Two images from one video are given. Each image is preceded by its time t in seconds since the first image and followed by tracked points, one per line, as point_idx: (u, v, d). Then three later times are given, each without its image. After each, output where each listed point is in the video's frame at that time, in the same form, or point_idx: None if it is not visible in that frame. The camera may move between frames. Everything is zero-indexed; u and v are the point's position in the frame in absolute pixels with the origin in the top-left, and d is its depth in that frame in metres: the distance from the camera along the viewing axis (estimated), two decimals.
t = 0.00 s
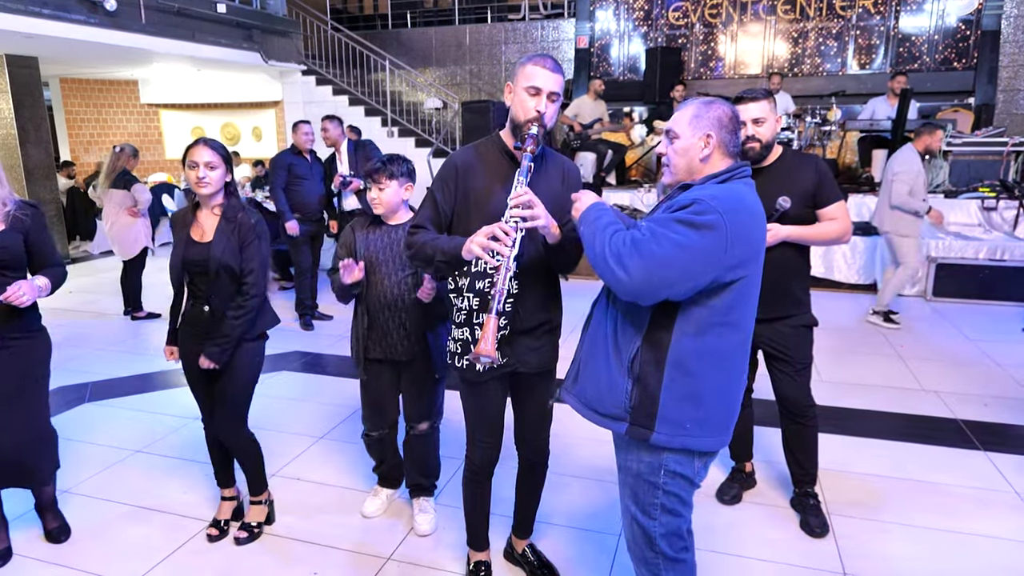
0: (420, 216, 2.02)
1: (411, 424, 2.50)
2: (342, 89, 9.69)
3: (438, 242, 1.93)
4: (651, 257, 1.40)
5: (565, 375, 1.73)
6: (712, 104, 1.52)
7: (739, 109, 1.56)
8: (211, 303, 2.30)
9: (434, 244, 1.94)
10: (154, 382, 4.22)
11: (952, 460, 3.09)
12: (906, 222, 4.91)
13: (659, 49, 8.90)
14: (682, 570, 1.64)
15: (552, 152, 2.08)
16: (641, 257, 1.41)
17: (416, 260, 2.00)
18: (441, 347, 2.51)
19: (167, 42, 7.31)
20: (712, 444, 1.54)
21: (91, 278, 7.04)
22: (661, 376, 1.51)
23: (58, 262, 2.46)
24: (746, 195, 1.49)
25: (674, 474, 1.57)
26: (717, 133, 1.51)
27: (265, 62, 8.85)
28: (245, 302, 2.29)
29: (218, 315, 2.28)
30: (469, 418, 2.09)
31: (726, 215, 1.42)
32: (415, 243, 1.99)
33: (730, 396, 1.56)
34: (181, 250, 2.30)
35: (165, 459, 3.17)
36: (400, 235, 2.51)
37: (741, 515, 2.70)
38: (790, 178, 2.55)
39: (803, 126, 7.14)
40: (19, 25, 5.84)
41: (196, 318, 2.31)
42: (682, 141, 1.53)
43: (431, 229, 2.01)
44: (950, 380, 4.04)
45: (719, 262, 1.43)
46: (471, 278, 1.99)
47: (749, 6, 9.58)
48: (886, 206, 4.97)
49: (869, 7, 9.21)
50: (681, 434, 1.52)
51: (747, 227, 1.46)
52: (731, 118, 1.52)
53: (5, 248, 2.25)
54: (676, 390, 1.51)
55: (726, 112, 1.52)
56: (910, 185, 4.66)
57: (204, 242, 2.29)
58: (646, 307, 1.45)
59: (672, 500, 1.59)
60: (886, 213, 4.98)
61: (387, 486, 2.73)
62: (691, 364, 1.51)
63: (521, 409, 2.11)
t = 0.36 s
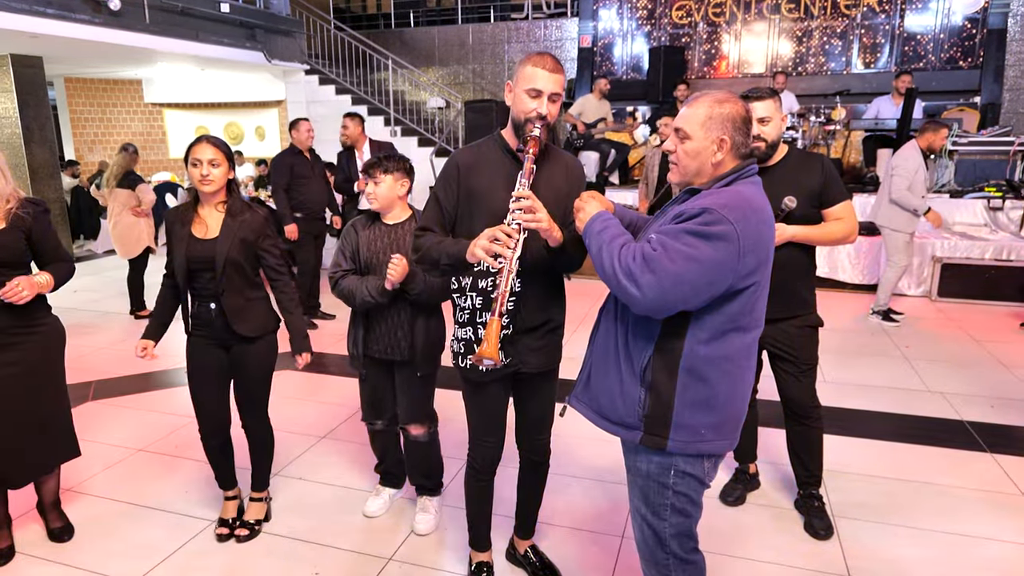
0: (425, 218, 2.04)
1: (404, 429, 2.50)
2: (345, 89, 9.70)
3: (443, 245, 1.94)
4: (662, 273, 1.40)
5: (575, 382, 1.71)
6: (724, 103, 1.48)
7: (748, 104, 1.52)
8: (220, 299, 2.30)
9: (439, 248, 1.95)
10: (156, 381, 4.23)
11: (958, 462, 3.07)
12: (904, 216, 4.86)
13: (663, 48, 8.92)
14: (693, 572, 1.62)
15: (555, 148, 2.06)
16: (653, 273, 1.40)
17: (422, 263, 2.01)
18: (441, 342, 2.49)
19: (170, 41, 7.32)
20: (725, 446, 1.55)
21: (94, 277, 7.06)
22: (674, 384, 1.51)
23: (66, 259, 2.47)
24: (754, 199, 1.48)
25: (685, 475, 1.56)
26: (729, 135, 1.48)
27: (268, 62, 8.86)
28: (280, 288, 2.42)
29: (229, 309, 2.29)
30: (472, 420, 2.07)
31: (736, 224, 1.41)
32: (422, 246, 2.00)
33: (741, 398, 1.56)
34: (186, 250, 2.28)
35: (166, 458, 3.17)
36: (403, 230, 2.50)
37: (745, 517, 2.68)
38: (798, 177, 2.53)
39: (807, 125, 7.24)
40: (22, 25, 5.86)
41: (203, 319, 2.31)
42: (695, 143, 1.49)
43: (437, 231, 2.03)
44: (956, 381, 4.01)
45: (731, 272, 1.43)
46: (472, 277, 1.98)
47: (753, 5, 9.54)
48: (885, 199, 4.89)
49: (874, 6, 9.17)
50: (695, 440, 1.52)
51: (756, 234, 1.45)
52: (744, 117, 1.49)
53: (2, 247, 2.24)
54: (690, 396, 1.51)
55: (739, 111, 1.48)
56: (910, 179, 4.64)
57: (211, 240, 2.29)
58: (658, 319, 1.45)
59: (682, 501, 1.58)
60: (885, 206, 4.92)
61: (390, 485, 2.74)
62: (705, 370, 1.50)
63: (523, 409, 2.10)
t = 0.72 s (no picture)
0: (428, 218, 2.03)
1: (418, 426, 2.51)
2: (348, 88, 9.71)
3: (447, 244, 1.93)
4: (664, 294, 1.40)
5: (580, 397, 1.72)
6: (710, 108, 1.48)
7: (741, 106, 1.51)
8: (238, 297, 2.34)
9: (443, 247, 1.95)
10: (158, 380, 4.24)
11: (961, 461, 3.08)
12: (904, 221, 4.89)
13: (666, 47, 8.96)
14: (699, 573, 1.63)
15: (558, 147, 2.06)
16: (655, 296, 1.40)
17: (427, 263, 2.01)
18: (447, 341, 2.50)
19: (174, 40, 7.33)
20: (731, 451, 1.57)
21: (97, 276, 7.07)
22: (681, 396, 1.51)
23: (64, 262, 2.47)
24: (751, 209, 1.47)
25: (690, 480, 1.57)
26: (717, 138, 1.49)
27: (272, 61, 8.88)
28: (271, 287, 2.44)
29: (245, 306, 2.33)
30: (475, 419, 2.08)
31: (735, 240, 1.41)
32: (427, 246, 1.99)
33: (744, 404, 1.58)
34: (205, 248, 2.27)
35: (166, 458, 3.18)
36: (410, 228, 2.48)
37: (745, 516, 2.69)
38: (802, 175, 2.53)
39: (811, 125, 7.14)
40: (27, 24, 5.87)
41: (213, 317, 2.30)
42: (680, 149, 1.52)
43: (441, 230, 2.02)
44: (959, 380, 4.01)
45: (733, 287, 1.42)
46: (474, 274, 1.97)
47: (757, 4, 9.54)
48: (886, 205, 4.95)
49: (877, 5, 9.16)
50: (703, 449, 1.54)
51: (755, 247, 1.45)
52: (732, 118, 1.48)
53: None
54: (697, 408, 1.52)
55: (723, 112, 1.48)
56: (909, 183, 4.66)
57: (230, 237, 2.32)
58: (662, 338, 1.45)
59: (687, 504, 1.58)
60: (886, 211, 4.97)
61: (390, 486, 2.74)
62: (710, 380, 1.51)
63: (524, 409, 2.11)
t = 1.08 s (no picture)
0: (430, 218, 2.03)
1: (417, 427, 2.52)
2: (348, 89, 9.72)
3: (450, 243, 1.94)
4: (649, 289, 1.41)
5: (580, 396, 1.74)
6: (702, 105, 1.49)
7: (737, 104, 1.51)
8: (241, 300, 2.33)
9: (446, 246, 1.95)
10: (158, 381, 4.24)
11: (960, 460, 3.10)
12: (900, 223, 4.92)
13: (666, 48, 9.01)
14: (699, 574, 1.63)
15: (559, 147, 2.08)
16: (640, 290, 1.42)
17: (430, 263, 2.01)
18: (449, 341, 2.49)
19: (173, 41, 7.32)
20: (729, 451, 1.57)
21: (96, 277, 7.06)
22: (674, 394, 1.53)
23: (66, 259, 2.48)
24: (741, 204, 1.47)
25: (687, 480, 1.58)
26: (706, 133, 1.49)
27: (271, 61, 8.87)
28: (274, 287, 2.42)
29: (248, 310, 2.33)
30: (476, 420, 2.09)
31: (720, 234, 1.41)
32: (430, 245, 2.00)
33: (741, 403, 1.58)
34: (209, 250, 2.28)
35: (168, 458, 3.19)
36: (411, 226, 2.48)
37: (745, 515, 2.71)
38: (799, 176, 2.55)
39: (810, 125, 7.19)
40: (26, 24, 5.86)
41: (218, 320, 2.29)
42: (673, 145, 1.54)
43: (444, 230, 2.02)
44: (957, 379, 4.05)
45: (720, 282, 1.42)
46: (477, 274, 1.99)
47: (756, 5, 9.58)
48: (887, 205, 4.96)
49: (876, 6, 9.21)
50: (698, 448, 1.54)
51: (744, 242, 1.45)
52: (725, 114, 1.48)
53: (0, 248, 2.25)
54: (691, 406, 1.52)
55: (717, 109, 1.48)
56: (907, 184, 4.71)
57: (234, 238, 2.32)
58: (651, 333, 1.47)
59: (684, 505, 1.59)
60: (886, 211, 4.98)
61: (384, 499, 2.67)
62: (704, 378, 1.52)
63: (526, 410, 2.12)
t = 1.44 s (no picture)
0: (432, 219, 2.04)
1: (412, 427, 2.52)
2: (348, 89, 9.72)
3: (450, 245, 1.94)
4: (645, 285, 1.42)
5: (582, 392, 1.75)
6: (710, 103, 1.49)
7: (738, 102, 1.52)
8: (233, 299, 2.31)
9: (446, 248, 1.95)
10: (159, 381, 4.25)
11: (959, 459, 3.11)
12: (904, 224, 4.88)
13: (666, 48, 9.01)
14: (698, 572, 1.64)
15: (562, 149, 2.08)
16: (636, 286, 1.43)
17: (430, 264, 2.02)
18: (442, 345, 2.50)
19: (173, 41, 7.33)
20: (728, 448, 1.57)
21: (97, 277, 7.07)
22: (672, 391, 1.54)
23: (86, 250, 2.48)
24: (739, 202, 1.48)
25: (686, 478, 1.59)
26: (721, 132, 1.50)
27: (271, 61, 8.87)
28: (282, 289, 2.38)
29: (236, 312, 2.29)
30: (476, 419, 2.10)
31: (716, 231, 1.42)
32: (431, 246, 2.01)
33: (740, 400, 1.58)
34: (195, 247, 2.29)
35: (169, 458, 3.20)
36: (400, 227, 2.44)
37: (743, 513, 2.72)
38: (795, 175, 2.56)
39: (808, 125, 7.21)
40: (26, 24, 5.86)
41: (217, 320, 2.31)
42: (685, 145, 1.52)
43: (445, 232, 2.03)
44: (956, 379, 4.05)
45: (715, 279, 1.43)
46: (479, 276, 2.00)
47: (756, 5, 9.59)
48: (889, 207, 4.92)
49: (875, 6, 9.23)
50: (696, 445, 1.54)
51: (741, 240, 1.46)
52: (734, 113, 1.50)
53: (26, 242, 2.26)
54: (689, 403, 1.53)
55: (726, 108, 1.50)
56: (913, 183, 4.65)
57: (218, 237, 2.30)
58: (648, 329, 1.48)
59: (682, 502, 1.60)
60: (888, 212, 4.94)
61: (385, 499, 2.68)
62: (702, 376, 1.52)
63: (526, 410, 2.12)
